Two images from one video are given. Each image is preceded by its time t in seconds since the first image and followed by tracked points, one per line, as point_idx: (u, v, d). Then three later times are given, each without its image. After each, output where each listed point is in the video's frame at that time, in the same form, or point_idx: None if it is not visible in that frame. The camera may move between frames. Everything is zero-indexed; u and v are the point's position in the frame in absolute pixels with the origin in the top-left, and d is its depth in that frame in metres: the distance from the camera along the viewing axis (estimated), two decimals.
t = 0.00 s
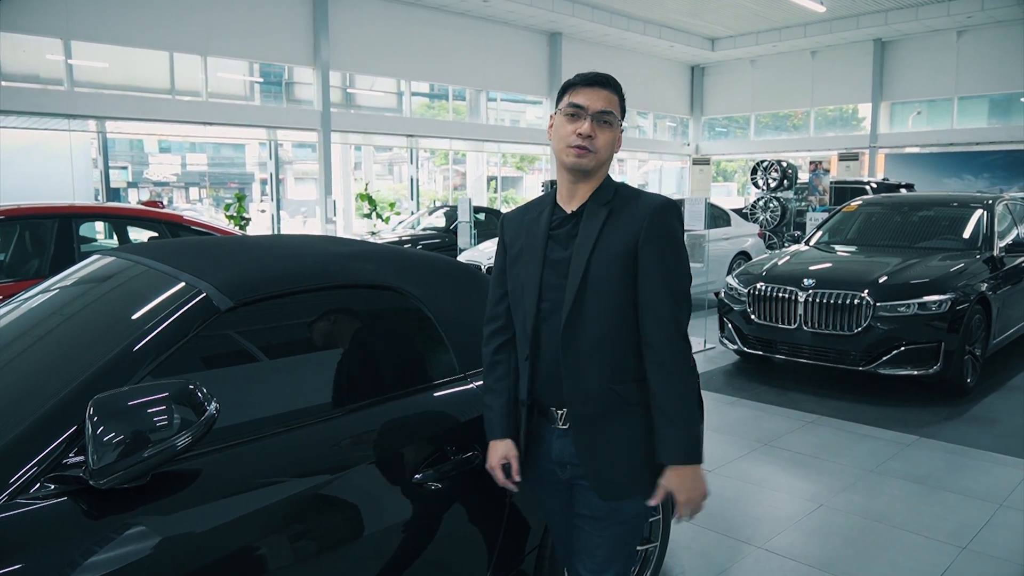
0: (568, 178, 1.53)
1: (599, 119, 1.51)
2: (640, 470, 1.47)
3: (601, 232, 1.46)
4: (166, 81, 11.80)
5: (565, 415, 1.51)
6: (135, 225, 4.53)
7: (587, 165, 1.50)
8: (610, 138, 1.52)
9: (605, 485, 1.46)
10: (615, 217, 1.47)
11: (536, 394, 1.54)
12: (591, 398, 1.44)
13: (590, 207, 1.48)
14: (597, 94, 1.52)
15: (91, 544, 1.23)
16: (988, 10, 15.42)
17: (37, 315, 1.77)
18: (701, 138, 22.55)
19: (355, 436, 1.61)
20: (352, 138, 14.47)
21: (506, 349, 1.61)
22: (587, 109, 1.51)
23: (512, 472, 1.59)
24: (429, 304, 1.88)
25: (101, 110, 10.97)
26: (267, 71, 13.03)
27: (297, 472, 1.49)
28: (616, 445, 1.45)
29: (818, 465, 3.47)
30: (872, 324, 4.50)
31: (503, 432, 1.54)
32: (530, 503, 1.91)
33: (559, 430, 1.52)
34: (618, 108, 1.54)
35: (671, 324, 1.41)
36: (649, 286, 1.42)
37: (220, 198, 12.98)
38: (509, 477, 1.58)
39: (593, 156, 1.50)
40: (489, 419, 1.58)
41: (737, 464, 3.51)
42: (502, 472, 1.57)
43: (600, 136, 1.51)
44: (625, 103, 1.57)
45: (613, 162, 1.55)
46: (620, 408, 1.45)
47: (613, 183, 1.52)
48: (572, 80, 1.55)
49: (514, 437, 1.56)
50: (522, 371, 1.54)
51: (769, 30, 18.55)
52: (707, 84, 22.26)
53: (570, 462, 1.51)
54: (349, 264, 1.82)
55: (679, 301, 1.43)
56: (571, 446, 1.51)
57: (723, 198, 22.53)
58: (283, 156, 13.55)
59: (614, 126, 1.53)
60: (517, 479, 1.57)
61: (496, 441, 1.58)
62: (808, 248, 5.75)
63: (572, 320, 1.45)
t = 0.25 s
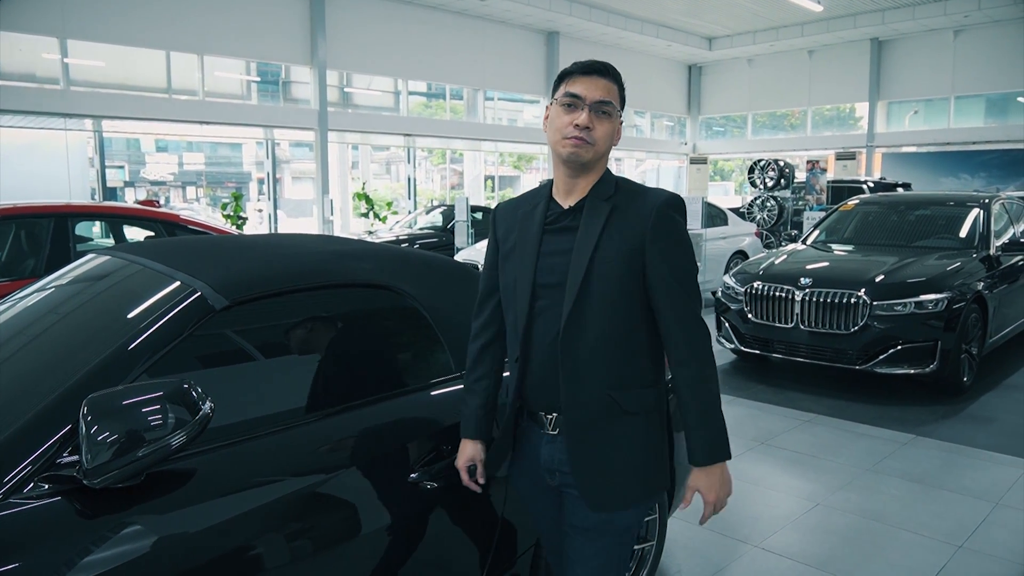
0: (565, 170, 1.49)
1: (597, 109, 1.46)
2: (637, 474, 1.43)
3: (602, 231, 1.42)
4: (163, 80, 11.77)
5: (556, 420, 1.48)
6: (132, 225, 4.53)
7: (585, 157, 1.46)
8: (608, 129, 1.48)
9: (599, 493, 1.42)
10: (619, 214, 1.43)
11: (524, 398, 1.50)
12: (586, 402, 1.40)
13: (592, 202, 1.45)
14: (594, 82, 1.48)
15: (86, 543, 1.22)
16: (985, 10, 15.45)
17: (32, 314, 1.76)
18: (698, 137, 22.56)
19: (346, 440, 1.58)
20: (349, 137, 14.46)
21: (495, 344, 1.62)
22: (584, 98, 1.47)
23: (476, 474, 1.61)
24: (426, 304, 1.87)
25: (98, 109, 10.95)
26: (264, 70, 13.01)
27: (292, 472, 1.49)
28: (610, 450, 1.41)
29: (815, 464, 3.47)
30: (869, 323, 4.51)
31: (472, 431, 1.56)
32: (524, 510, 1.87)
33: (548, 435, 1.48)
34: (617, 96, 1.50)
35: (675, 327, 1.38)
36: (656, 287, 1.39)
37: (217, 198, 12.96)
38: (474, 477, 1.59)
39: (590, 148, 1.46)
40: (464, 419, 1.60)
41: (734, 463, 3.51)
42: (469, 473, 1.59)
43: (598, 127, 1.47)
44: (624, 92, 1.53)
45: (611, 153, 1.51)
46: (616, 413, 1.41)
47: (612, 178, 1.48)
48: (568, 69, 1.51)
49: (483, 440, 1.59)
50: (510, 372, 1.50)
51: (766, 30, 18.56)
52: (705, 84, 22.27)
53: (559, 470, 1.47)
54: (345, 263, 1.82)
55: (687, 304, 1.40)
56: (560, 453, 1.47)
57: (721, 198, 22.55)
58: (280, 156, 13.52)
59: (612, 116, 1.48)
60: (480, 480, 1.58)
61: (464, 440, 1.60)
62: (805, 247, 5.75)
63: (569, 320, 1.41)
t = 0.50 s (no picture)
0: (575, 166, 1.41)
1: (606, 99, 1.38)
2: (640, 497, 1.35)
3: (615, 235, 1.34)
4: (160, 78, 11.74)
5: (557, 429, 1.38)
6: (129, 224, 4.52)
7: (596, 152, 1.37)
8: (620, 120, 1.39)
9: (607, 513, 1.32)
10: (633, 217, 1.35)
11: (526, 406, 1.41)
12: (592, 414, 1.32)
13: (604, 202, 1.36)
14: (602, 71, 1.40)
15: (84, 541, 1.22)
16: (982, 10, 15.48)
17: (30, 311, 1.76)
18: (695, 136, 22.60)
19: (342, 440, 1.58)
20: (347, 136, 14.45)
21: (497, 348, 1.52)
22: (592, 89, 1.39)
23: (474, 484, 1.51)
24: (424, 303, 1.87)
25: (95, 108, 10.94)
26: (262, 68, 12.99)
27: (290, 470, 1.48)
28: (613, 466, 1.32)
29: (813, 464, 3.47)
30: (866, 322, 4.52)
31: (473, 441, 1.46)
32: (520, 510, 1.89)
33: (549, 445, 1.39)
34: (628, 85, 1.42)
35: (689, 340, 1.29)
36: (668, 297, 1.30)
37: (214, 197, 12.97)
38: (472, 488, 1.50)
39: (602, 142, 1.38)
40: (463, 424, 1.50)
41: (732, 463, 3.51)
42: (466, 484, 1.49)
43: (608, 118, 1.38)
44: (634, 81, 1.45)
45: (623, 146, 1.42)
46: (625, 426, 1.33)
47: (625, 175, 1.40)
48: (574, 59, 1.43)
49: (483, 450, 1.48)
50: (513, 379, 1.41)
51: (763, 29, 18.58)
52: (702, 83, 22.29)
53: (560, 482, 1.38)
54: (343, 261, 1.82)
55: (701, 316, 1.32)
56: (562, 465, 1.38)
57: (718, 197, 22.59)
58: (277, 155, 13.50)
59: (624, 107, 1.40)
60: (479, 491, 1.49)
61: (463, 448, 1.50)
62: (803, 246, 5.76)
63: (578, 327, 1.32)
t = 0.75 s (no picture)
0: (582, 169, 1.40)
1: (612, 99, 1.37)
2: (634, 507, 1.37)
3: (620, 244, 1.33)
4: (158, 77, 11.72)
5: (560, 432, 1.38)
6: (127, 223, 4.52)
7: (603, 154, 1.36)
8: (629, 119, 1.37)
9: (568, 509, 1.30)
10: (640, 225, 1.34)
11: (527, 409, 1.40)
12: (592, 423, 1.32)
13: (611, 209, 1.35)
14: (608, 70, 1.38)
15: (82, 541, 1.22)
16: (979, 9, 15.49)
17: (27, 311, 1.76)
18: (693, 135, 22.61)
19: (338, 440, 1.57)
20: (345, 135, 14.43)
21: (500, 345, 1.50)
22: (597, 89, 1.37)
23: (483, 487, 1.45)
24: (423, 301, 1.87)
25: (93, 107, 10.94)
26: (260, 67, 12.98)
27: (288, 469, 1.48)
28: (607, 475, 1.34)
29: (810, 462, 3.48)
30: (864, 321, 4.52)
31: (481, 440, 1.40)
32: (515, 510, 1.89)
33: (551, 448, 1.38)
34: (637, 83, 1.40)
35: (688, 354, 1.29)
36: (670, 310, 1.30)
37: (212, 196, 12.95)
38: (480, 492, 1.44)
39: (609, 143, 1.36)
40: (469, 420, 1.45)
41: (730, 461, 3.51)
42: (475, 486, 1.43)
43: (615, 119, 1.37)
44: (645, 77, 1.43)
45: (633, 146, 1.40)
46: (623, 436, 1.34)
47: (633, 178, 1.38)
48: (581, 58, 1.42)
49: (491, 448, 1.43)
50: (516, 382, 1.40)
51: (761, 28, 18.59)
52: (700, 82, 22.30)
53: (560, 486, 1.38)
54: (341, 261, 1.82)
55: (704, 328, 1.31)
56: (563, 469, 1.38)
57: (716, 196, 22.62)
58: (275, 154, 13.50)
59: (632, 106, 1.38)
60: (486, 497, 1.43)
61: (473, 447, 1.44)
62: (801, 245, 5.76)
63: (581, 336, 1.32)
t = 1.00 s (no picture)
0: (575, 170, 1.40)
1: (606, 101, 1.37)
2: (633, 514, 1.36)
3: (617, 248, 1.33)
4: (155, 76, 11.70)
5: (552, 439, 1.38)
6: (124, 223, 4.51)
7: (595, 155, 1.36)
8: (622, 122, 1.37)
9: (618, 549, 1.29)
10: (637, 229, 1.34)
11: (522, 414, 1.40)
12: (590, 429, 1.32)
13: (607, 212, 1.35)
14: (603, 70, 1.38)
15: (79, 542, 1.22)
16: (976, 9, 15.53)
17: (23, 312, 1.76)
18: (692, 134, 22.62)
19: (334, 443, 1.57)
20: (343, 134, 14.40)
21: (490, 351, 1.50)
22: (592, 89, 1.37)
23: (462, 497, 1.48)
24: (418, 302, 1.87)
25: (90, 106, 10.92)
26: (257, 66, 12.97)
27: (284, 472, 1.48)
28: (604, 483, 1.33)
29: (807, 462, 3.48)
30: (861, 320, 4.53)
31: (465, 451, 1.41)
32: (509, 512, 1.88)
33: (542, 455, 1.39)
34: (633, 86, 1.39)
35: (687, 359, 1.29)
36: (668, 315, 1.30)
37: (210, 195, 12.92)
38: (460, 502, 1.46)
39: (601, 146, 1.36)
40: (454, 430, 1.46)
41: (727, 461, 3.51)
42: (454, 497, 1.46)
43: (609, 121, 1.37)
44: (642, 78, 1.42)
45: (627, 149, 1.40)
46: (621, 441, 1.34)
47: (629, 182, 1.38)
48: (577, 56, 1.42)
49: (473, 459, 1.45)
50: (510, 388, 1.40)
51: (759, 27, 18.60)
52: (698, 81, 22.32)
53: (552, 492, 1.39)
54: (337, 261, 1.82)
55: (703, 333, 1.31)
56: (556, 475, 1.38)
57: (714, 195, 22.62)
58: (273, 153, 13.47)
59: (628, 108, 1.38)
60: (466, 506, 1.46)
61: (453, 458, 1.46)
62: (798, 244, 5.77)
63: (576, 342, 1.32)
